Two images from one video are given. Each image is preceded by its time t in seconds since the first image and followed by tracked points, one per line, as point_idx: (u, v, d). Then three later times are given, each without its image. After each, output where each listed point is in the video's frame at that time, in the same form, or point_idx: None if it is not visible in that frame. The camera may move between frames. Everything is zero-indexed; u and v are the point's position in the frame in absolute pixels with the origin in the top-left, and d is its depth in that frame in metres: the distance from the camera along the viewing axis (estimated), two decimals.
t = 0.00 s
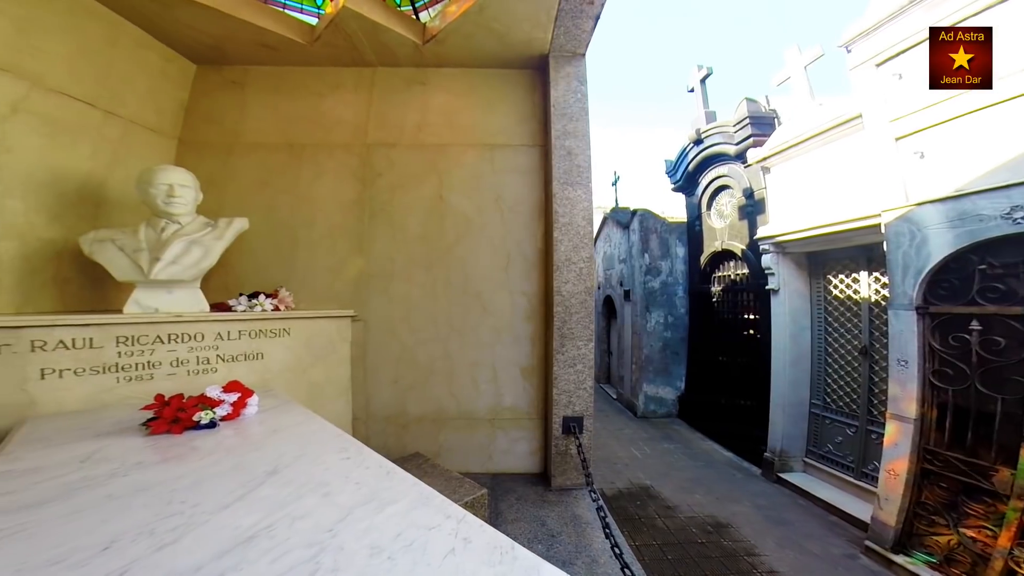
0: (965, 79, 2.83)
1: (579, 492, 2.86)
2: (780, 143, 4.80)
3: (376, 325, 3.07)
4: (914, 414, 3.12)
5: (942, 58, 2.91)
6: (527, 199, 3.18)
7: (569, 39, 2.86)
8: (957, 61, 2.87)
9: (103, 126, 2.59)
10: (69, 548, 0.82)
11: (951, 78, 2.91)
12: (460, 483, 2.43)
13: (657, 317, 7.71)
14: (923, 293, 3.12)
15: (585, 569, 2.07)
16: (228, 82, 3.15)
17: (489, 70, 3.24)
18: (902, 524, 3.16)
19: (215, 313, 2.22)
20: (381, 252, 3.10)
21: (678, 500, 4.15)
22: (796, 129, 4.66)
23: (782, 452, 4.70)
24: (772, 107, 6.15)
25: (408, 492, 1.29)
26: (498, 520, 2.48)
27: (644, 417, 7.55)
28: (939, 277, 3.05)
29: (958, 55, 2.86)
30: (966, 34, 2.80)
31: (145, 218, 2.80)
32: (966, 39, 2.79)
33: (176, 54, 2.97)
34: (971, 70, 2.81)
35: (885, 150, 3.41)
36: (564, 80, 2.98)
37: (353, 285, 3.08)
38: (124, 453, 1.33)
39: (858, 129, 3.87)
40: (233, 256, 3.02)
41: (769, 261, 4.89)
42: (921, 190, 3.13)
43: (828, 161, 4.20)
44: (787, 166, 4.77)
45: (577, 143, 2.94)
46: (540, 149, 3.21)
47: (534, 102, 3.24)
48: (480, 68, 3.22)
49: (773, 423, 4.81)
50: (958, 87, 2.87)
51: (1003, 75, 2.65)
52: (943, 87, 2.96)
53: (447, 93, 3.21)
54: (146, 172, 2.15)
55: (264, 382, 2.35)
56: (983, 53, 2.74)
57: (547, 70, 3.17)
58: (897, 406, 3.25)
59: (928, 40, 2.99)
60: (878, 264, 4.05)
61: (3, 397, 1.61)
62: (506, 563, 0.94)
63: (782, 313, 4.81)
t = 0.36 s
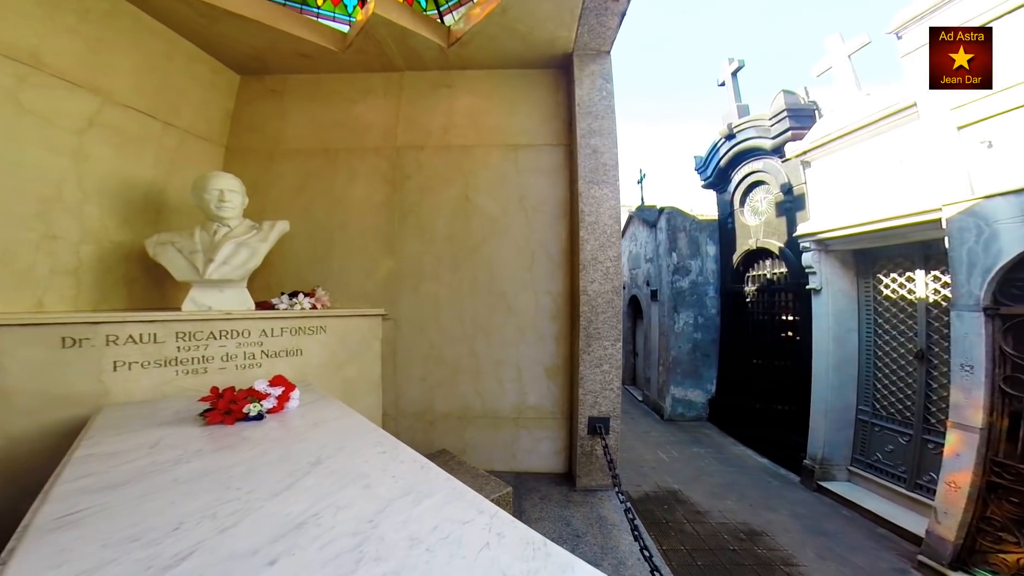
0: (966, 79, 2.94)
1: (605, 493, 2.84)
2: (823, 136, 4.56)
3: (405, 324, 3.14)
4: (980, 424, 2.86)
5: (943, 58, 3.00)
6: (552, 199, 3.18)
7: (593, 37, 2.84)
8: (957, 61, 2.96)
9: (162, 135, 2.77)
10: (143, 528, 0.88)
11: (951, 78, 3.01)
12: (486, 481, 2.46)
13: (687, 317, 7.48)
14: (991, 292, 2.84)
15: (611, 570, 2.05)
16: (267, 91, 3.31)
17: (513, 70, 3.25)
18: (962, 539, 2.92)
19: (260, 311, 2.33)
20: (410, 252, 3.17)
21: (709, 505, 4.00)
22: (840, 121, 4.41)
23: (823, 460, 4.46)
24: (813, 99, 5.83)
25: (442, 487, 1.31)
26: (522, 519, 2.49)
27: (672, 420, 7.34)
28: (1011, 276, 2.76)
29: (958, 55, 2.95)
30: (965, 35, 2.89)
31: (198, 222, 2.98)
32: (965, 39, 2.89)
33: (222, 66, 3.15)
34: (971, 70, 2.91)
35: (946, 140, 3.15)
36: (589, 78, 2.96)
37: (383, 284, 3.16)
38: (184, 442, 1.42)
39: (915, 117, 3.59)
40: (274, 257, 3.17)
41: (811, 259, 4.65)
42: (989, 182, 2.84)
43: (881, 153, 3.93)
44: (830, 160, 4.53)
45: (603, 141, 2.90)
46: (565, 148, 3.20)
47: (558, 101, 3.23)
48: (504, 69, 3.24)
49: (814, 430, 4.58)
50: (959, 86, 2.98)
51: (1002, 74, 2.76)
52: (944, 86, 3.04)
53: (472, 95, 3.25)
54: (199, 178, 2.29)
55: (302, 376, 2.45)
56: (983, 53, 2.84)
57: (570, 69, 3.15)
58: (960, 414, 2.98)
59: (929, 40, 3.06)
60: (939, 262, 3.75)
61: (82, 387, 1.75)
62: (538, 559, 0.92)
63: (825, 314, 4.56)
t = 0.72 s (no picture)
0: (966, 79, 2.86)
1: (633, 494, 2.80)
2: (869, 127, 4.28)
3: (433, 323, 3.19)
4: None
5: (943, 58, 2.86)
6: (577, 198, 3.15)
7: (617, 35, 2.81)
8: (956, 61, 2.83)
9: (211, 143, 2.92)
10: (207, 513, 0.94)
11: (951, 78, 2.87)
12: (511, 479, 2.47)
13: (717, 317, 7.26)
14: None
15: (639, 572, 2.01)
16: (302, 98, 3.45)
17: (535, 70, 3.25)
18: None
19: (299, 310, 2.43)
20: (437, 253, 3.22)
21: (741, 511, 3.83)
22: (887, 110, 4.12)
23: (869, 468, 4.23)
24: (856, 88, 5.46)
25: (475, 483, 1.32)
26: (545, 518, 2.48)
27: (701, 423, 7.12)
28: None
29: (958, 56, 2.82)
30: (967, 33, 2.75)
31: (242, 225, 3.13)
32: (966, 39, 2.77)
33: (261, 76, 3.31)
34: (970, 70, 2.82)
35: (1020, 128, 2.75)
36: (613, 76, 2.91)
37: (411, 284, 3.23)
38: (236, 434, 1.50)
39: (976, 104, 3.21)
40: (310, 259, 3.30)
41: (856, 256, 4.39)
42: None
43: (935, 144, 3.60)
44: (877, 151, 4.26)
45: (630, 139, 2.86)
46: (590, 147, 3.16)
47: (582, 100, 3.20)
48: (527, 69, 3.24)
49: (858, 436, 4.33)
50: (960, 86, 2.88)
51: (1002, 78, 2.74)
52: (944, 86, 2.91)
53: (495, 96, 3.26)
54: (243, 184, 2.41)
55: (337, 372, 2.54)
56: (982, 54, 2.76)
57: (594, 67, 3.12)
58: None
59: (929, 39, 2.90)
60: (1006, 260, 3.37)
61: (146, 381, 1.88)
62: (573, 556, 0.89)
63: (872, 315, 4.30)
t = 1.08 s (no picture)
0: (966, 78, 3.38)
1: (657, 496, 2.75)
2: (914, 117, 4.00)
3: (455, 322, 3.23)
4: None
5: (944, 57, 3.41)
6: (598, 197, 3.12)
7: (638, 31, 2.76)
8: (957, 61, 3.38)
9: (246, 150, 3.05)
10: (251, 504, 0.98)
11: (952, 76, 3.42)
12: (532, 478, 2.47)
13: (744, 317, 6.98)
14: None
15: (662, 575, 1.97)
16: (328, 104, 3.55)
17: (554, 70, 3.23)
18: None
19: (328, 309, 2.51)
20: (458, 253, 3.25)
21: (771, 516, 3.69)
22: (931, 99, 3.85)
23: (914, 476, 4.01)
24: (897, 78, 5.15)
25: (500, 481, 1.33)
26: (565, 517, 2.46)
27: (728, 427, 6.90)
28: None
29: (959, 55, 3.37)
30: (965, 35, 3.34)
31: (273, 229, 3.26)
32: (964, 41, 3.33)
33: (289, 83, 3.43)
34: (969, 71, 3.34)
35: None
36: (634, 73, 2.87)
37: (433, 284, 3.27)
38: (273, 428, 1.57)
39: None
40: (337, 261, 3.39)
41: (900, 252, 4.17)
42: None
43: (981, 136, 3.35)
44: (920, 143, 4.01)
45: (652, 136, 2.80)
46: (610, 145, 3.13)
47: (601, 98, 3.16)
48: (546, 68, 3.23)
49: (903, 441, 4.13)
50: (961, 84, 3.41)
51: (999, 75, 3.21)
52: (945, 84, 3.45)
53: (514, 97, 3.26)
54: (276, 188, 2.50)
55: (363, 370, 2.60)
56: (981, 54, 3.27)
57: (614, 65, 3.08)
58: None
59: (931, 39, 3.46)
60: None
61: (191, 376, 1.98)
62: (603, 555, 0.87)
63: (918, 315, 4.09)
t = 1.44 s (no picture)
0: (966, 78, 3.56)
1: (686, 499, 2.68)
2: (971, 105, 3.65)
3: (480, 322, 3.25)
4: None
5: (944, 58, 3.60)
6: (623, 195, 3.06)
7: (664, 26, 2.70)
8: (957, 61, 3.55)
9: (284, 156, 3.19)
10: (297, 493, 1.03)
11: (952, 77, 3.62)
12: (557, 478, 2.46)
13: (780, 318, 6.70)
14: None
15: None
16: (357, 110, 3.66)
17: (577, 68, 3.19)
18: None
19: (359, 308, 2.59)
20: (483, 253, 3.27)
21: (810, 525, 3.52)
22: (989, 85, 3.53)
23: (976, 489, 3.69)
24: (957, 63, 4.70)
25: (529, 479, 1.33)
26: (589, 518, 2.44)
27: (761, 431, 6.63)
28: None
29: (958, 56, 3.54)
30: (965, 34, 3.46)
31: (307, 231, 3.38)
32: (965, 40, 3.48)
33: (322, 90, 3.55)
34: (969, 70, 3.53)
35: None
36: (661, 68, 2.80)
37: (459, 284, 3.31)
38: (312, 422, 1.63)
39: None
40: (367, 262, 3.49)
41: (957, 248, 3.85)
42: None
43: None
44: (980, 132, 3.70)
45: (682, 132, 2.73)
46: (637, 142, 3.06)
47: (627, 95, 3.11)
48: (569, 66, 3.20)
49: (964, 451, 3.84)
50: (962, 84, 3.60)
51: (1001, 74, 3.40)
52: (946, 83, 3.65)
53: (537, 96, 3.25)
54: (311, 193, 2.60)
55: (393, 368, 2.66)
56: (982, 53, 3.44)
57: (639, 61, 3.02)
58: None
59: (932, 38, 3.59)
60: None
61: (236, 371, 2.09)
62: (639, 556, 0.86)
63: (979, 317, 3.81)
